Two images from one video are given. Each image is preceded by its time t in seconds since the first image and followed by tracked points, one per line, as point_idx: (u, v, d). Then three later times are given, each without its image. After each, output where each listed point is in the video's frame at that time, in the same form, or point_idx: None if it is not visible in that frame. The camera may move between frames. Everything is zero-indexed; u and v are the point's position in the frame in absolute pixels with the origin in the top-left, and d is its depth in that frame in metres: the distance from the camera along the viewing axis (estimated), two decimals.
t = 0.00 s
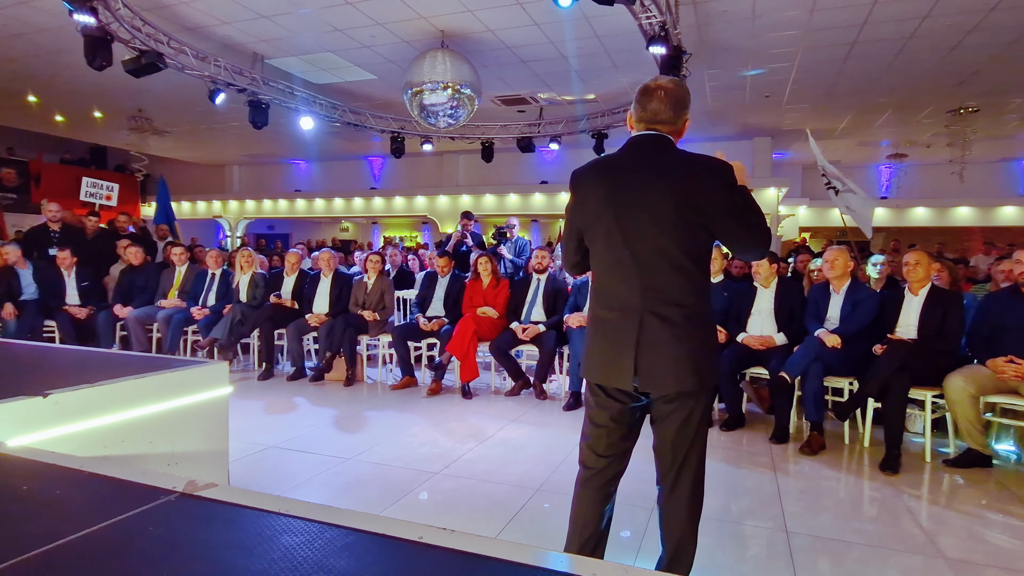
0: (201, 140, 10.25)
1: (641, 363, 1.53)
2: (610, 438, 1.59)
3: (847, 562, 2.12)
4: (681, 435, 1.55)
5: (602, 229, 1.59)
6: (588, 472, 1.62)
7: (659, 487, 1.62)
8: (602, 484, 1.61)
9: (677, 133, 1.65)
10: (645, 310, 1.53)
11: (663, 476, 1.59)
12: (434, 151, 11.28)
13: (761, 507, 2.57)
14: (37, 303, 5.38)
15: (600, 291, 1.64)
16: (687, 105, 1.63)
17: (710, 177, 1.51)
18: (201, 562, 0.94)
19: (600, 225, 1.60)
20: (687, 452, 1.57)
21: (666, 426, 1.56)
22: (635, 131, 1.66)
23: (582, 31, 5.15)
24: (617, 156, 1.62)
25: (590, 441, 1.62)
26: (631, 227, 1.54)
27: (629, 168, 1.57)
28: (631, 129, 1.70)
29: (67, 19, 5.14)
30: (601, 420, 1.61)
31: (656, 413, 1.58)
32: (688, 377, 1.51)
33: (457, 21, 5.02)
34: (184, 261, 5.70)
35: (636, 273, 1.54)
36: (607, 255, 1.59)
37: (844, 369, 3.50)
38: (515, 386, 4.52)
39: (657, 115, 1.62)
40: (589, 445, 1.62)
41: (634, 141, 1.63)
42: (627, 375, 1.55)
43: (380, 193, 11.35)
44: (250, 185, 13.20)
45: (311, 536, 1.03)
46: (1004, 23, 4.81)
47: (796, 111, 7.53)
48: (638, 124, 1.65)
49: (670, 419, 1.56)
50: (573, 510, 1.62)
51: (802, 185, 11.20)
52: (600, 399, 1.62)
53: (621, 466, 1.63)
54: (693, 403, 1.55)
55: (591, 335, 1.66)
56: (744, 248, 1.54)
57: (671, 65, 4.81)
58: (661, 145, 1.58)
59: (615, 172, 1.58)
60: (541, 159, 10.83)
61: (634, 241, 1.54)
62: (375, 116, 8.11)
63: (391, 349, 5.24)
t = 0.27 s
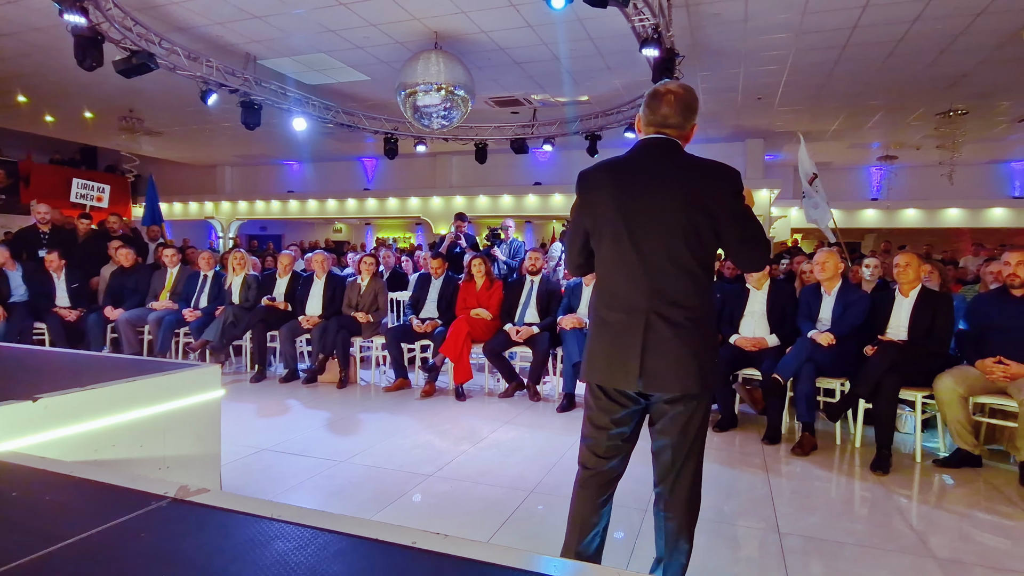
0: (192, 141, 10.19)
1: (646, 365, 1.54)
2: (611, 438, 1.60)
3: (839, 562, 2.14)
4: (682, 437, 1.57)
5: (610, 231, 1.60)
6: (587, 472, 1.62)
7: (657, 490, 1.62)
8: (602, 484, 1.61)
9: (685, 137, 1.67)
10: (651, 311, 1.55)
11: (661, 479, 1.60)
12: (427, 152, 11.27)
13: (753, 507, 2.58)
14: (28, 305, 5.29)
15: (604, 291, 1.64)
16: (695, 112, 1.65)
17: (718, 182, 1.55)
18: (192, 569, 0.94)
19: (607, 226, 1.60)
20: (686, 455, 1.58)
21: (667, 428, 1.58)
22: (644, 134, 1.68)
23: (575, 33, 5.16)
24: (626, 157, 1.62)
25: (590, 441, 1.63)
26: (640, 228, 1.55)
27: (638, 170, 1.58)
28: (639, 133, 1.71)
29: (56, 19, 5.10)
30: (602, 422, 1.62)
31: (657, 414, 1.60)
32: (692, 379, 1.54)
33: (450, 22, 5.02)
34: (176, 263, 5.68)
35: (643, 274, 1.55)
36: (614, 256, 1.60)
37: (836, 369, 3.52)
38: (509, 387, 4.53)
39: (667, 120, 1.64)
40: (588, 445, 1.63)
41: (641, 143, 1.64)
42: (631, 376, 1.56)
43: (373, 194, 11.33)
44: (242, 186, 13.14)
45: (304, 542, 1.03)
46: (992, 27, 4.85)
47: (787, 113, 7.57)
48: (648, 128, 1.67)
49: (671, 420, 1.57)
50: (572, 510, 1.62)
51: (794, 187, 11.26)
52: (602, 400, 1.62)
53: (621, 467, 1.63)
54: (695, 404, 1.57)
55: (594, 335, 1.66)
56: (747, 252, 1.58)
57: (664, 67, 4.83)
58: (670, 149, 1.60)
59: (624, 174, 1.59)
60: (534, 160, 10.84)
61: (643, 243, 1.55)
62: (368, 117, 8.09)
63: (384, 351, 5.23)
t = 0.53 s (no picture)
0: (184, 141, 10.14)
1: (647, 364, 1.55)
2: (609, 439, 1.61)
3: (830, 560, 2.15)
4: (678, 437, 1.58)
5: (612, 231, 1.60)
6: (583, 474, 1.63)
7: (653, 492, 1.63)
8: (601, 482, 1.62)
9: (686, 139, 1.69)
10: (652, 311, 1.56)
11: (657, 481, 1.61)
12: (421, 153, 11.25)
13: (745, 507, 2.60)
14: (17, 307, 5.24)
15: (604, 292, 1.64)
16: (697, 113, 1.67)
17: (719, 184, 1.57)
18: (184, 570, 0.93)
19: (609, 225, 1.61)
20: (682, 456, 1.59)
21: (665, 428, 1.59)
22: (645, 136, 1.69)
23: (568, 34, 5.17)
24: (628, 159, 1.64)
25: (588, 442, 1.63)
26: (643, 228, 1.56)
27: (641, 171, 1.59)
28: (641, 135, 1.73)
29: (47, 18, 5.06)
30: (601, 422, 1.62)
31: (654, 415, 1.61)
32: (692, 379, 1.55)
33: (444, 23, 5.02)
34: (167, 264, 5.64)
35: (645, 274, 1.56)
36: (616, 256, 1.60)
37: (828, 370, 3.54)
38: (503, 388, 4.52)
39: (670, 121, 1.65)
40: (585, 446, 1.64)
41: (642, 145, 1.66)
42: (632, 377, 1.56)
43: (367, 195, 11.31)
44: (234, 186, 13.08)
45: (297, 543, 1.03)
46: (981, 31, 4.91)
47: (779, 115, 7.62)
48: (649, 129, 1.68)
49: (669, 421, 1.58)
50: (570, 514, 1.63)
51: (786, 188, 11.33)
52: (600, 400, 1.63)
53: (619, 467, 1.64)
54: (692, 405, 1.58)
55: (594, 335, 1.66)
56: (746, 254, 1.61)
57: (657, 69, 4.85)
58: (671, 151, 1.62)
59: (627, 175, 1.60)
60: (528, 161, 10.85)
61: (646, 243, 1.56)
62: (362, 118, 8.08)
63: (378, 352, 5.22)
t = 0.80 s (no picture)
0: (176, 141, 10.09)
1: (645, 364, 1.55)
2: (604, 440, 1.61)
3: (821, 559, 2.16)
4: (672, 438, 1.59)
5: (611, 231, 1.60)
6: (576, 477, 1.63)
7: (645, 494, 1.64)
8: (595, 483, 1.62)
9: (682, 140, 1.70)
10: (651, 310, 1.56)
11: (649, 482, 1.62)
12: (415, 154, 11.24)
13: (737, 507, 2.61)
14: (7, 308, 5.20)
15: (602, 291, 1.64)
16: (693, 115, 1.68)
17: (716, 185, 1.59)
18: (174, 571, 0.93)
19: (608, 225, 1.61)
20: (675, 457, 1.60)
21: (660, 428, 1.59)
22: (643, 138, 1.69)
23: (561, 35, 5.18)
24: (626, 159, 1.64)
25: (582, 442, 1.64)
26: (642, 228, 1.57)
27: (640, 171, 1.60)
28: (638, 137, 1.73)
29: (37, 17, 5.03)
30: (597, 421, 1.62)
31: (649, 415, 1.61)
32: (688, 379, 1.56)
33: (437, 24, 5.02)
34: (159, 265, 5.61)
35: (643, 274, 1.57)
36: (615, 256, 1.61)
37: (819, 370, 3.56)
38: (496, 389, 4.52)
39: (668, 123, 1.65)
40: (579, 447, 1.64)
41: (641, 146, 1.66)
42: (629, 376, 1.56)
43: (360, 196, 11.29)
44: (227, 186, 13.02)
45: (288, 544, 1.03)
46: (970, 33, 4.95)
47: (771, 116, 7.66)
48: (647, 131, 1.68)
49: (664, 420, 1.59)
50: (564, 517, 1.63)
51: (779, 189, 11.38)
52: (596, 400, 1.63)
53: (613, 468, 1.64)
54: (687, 405, 1.59)
55: (591, 335, 1.66)
56: (742, 255, 1.62)
57: (649, 70, 4.86)
58: (669, 152, 1.63)
59: (626, 175, 1.60)
60: (522, 161, 10.86)
61: (644, 244, 1.57)
62: (355, 118, 8.07)
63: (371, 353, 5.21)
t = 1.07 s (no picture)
0: (169, 141, 10.05)
1: (645, 366, 1.56)
2: (603, 441, 1.61)
3: (814, 560, 2.17)
4: (670, 440, 1.59)
5: (612, 233, 1.61)
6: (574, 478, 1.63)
7: (643, 497, 1.64)
8: (596, 483, 1.62)
9: (681, 144, 1.71)
10: (651, 312, 1.57)
11: (647, 484, 1.62)
12: (409, 155, 11.22)
13: (732, 507, 2.62)
14: None
15: (601, 293, 1.64)
16: (691, 118, 1.69)
17: (716, 189, 1.60)
18: None
19: (608, 227, 1.61)
20: (672, 460, 1.60)
21: (658, 429, 1.60)
22: (641, 141, 1.70)
23: (555, 37, 5.19)
24: (626, 162, 1.64)
25: (581, 443, 1.64)
26: (642, 231, 1.57)
27: (640, 174, 1.61)
28: (636, 140, 1.74)
29: (29, 16, 4.99)
30: (596, 423, 1.62)
31: (647, 417, 1.62)
32: (687, 380, 1.57)
33: (432, 24, 5.01)
34: (152, 266, 5.58)
35: (644, 276, 1.57)
36: (615, 258, 1.61)
37: (812, 371, 3.58)
38: (491, 390, 4.52)
39: (666, 127, 1.66)
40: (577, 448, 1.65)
41: (640, 149, 1.67)
42: (629, 378, 1.57)
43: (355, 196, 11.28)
44: (220, 187, 12.96)
45: (282, 548, 1.02)
46: (961, 36, 4.99)
47: (765, 118, 7.69)
48: (645, 134, 1.69)
49: (662, 422, 1.60)
50: (563, 518, 1.64)
51: (772, 190, 11.43)
52: (596, 402, 1.63)
53: (612, 469, 1.64)
54: (686, 407, 1.60)
55: (590, 337, 1.66)
56: (740, 259, 1.64)
57: (643, 73, 4.89)
58: (669, 155, 1.63)
59: (626, 177, 1.61)
60: (516, 162, 10.87)
61: (645, 246, 1.57)
62: (349, 119, 8.05)
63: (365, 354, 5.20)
